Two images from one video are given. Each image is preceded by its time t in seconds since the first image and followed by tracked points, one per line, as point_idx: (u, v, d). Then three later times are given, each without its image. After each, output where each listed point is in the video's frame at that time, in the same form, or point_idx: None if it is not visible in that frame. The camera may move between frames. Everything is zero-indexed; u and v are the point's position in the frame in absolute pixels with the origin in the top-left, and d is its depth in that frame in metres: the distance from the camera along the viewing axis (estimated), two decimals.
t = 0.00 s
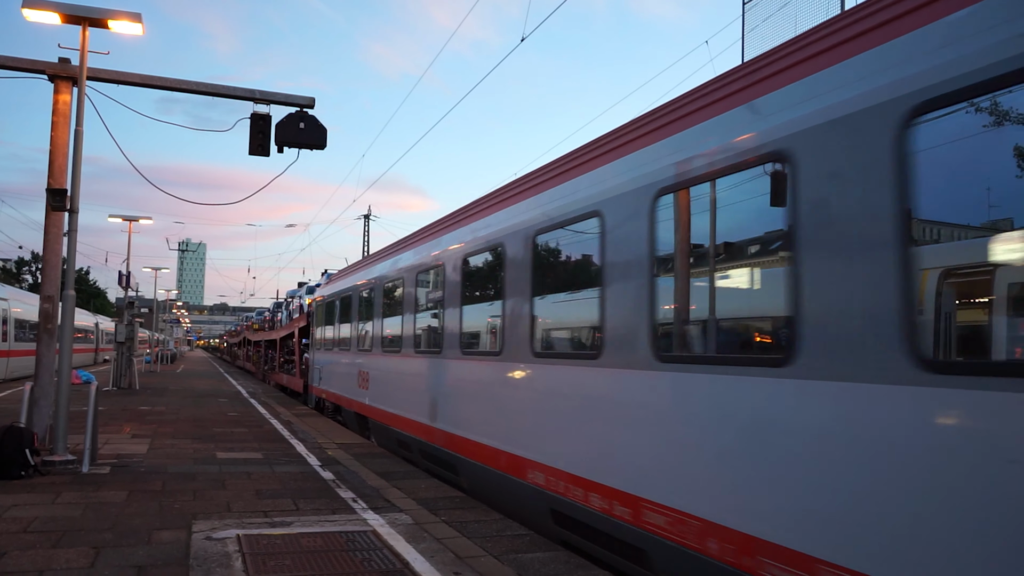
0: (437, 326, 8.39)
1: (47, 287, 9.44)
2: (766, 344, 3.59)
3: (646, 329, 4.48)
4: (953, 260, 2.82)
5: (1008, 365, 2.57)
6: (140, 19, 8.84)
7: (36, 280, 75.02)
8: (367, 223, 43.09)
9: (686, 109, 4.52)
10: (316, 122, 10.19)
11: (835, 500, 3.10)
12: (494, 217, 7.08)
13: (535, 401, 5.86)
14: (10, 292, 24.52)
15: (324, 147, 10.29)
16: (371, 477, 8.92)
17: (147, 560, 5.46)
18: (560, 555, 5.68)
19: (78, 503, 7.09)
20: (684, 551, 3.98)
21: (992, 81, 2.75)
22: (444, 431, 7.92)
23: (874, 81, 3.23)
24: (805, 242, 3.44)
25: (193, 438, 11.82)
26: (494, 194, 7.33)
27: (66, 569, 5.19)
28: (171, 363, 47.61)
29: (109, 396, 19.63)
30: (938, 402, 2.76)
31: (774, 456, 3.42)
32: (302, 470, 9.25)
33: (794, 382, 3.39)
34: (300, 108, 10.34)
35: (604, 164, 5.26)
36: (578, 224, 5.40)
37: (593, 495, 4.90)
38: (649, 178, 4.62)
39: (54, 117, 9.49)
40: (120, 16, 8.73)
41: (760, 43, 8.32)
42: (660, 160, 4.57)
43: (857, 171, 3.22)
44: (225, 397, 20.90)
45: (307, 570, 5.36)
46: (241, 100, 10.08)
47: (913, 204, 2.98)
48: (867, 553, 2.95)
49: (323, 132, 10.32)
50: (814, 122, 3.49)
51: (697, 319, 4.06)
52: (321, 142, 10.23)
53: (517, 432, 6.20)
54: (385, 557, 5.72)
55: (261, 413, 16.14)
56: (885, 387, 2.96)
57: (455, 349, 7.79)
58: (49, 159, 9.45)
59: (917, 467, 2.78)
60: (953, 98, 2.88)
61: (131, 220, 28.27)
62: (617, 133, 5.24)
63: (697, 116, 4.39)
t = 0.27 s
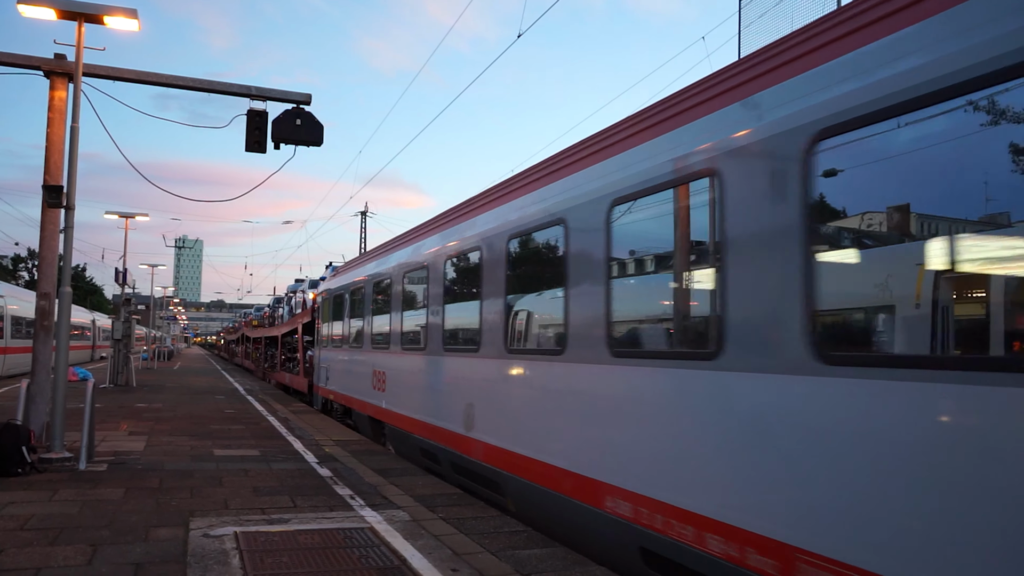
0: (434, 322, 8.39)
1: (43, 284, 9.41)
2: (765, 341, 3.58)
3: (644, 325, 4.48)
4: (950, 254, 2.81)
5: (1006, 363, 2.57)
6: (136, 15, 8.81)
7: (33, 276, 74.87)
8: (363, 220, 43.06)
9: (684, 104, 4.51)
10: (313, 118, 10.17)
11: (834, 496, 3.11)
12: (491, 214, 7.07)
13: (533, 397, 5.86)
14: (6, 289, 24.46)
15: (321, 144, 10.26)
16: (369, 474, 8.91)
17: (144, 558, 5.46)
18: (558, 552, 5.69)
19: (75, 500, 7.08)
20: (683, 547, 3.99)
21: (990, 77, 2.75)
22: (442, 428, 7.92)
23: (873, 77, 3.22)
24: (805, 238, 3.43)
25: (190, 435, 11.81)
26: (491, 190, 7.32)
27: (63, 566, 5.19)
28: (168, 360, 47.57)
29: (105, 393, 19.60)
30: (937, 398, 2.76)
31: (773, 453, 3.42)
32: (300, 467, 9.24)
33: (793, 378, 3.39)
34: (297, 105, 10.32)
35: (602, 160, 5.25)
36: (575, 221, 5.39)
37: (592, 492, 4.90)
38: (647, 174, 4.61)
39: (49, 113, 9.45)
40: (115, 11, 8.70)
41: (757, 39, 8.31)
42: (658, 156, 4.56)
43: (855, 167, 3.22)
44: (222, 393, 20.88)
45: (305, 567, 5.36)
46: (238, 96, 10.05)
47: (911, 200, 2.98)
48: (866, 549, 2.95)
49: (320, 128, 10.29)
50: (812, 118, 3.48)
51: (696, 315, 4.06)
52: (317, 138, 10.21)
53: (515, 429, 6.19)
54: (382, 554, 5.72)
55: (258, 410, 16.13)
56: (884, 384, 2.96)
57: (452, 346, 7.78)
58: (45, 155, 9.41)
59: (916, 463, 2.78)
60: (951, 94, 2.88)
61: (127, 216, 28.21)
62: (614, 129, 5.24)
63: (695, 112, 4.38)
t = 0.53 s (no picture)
0: (433, 322, 8.39)
1: (40, 285, 9.39)
2: (765, 340, 3.58)
3: (643, 325, 4.48)
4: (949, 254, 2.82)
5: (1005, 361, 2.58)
6: (132, 15, 8.80)
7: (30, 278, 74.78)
8: (361, 220, 43.08)
9: (682, 104, 4.51)
10: (310, 118, 10.16)
11: (835, 494, 3.11)
12: (489, 213, 7.07)
13: (532, 396, 5.86)
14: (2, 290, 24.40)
15: (318, 144, 10.26)
16: (367, 473, 8.92)
17: (143, 558, 5.46)
18: (557, 551, 5.69)
19: (73, 501, 7.08)
20: (683, 546, 4.00)
21: (989, 75, 2.75)
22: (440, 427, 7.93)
23: (870, 76, 3.23)
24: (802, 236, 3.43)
25: (188, 436, 11.80)
26: (488, 190, 7.33)
27: (61, 567, 5.19)
28: (165, 362, 47.74)
29: (102, 394, 19.59)
30: (936, 394, 2.76)
31: (774, 452, 3.42)
32: (298, 467, 9.24)
33: (791, 377, 3.39)
34: (294, 105, 10.31)
35: (599, 159, 5.25)
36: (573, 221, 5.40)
37: (592, 492, 4.90)
38: (643, 175, 4.62)
39: (46, 114, 9.44)
40: (111, 12, 8.69)
41: (754, 38, 8.31)
42: (655, 155, 4.56)
43: (853, 165, 3.21)
44: (220, 394, 20.88)
45: (303, 567, 5.36)
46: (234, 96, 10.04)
47: (910, 197, 2.98)
48: (867, 548, 2.96)
49: (317, 128, 10.29)
50: (810, 116, 3.48)
51: (692, 313, 4.07)
52: (314, 138, 10.20)
53: (513, 428, 6.21)
54: (381, 553, 5.73)
55: (256, 410, 16.12)
56: (884, 381, 2.96)
57: (450, 346, 7.79)
58: (42, 157, 9.40)
59: (916, 462, 2.78)
60: (950, 92, 2.87)
61: (125, 217, 28.17)
62: (611, 128, 5.24)
63: (691, 111, 4.38)
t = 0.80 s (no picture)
0: (431, 323, 8.39)
1: (37, 287, 9.37)
2: (763, 339, 3.58)
3: (641, 325, 4.49)
4: (946, 253, 2.82)
5: (1004, 360, 2.58)
6: (129, 17, 8.79)
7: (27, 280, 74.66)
8: (359, 221, 43.08)
9: (679, 104, 4.51)
10: (307, 119, 10.16)
11: (834, 493, 3.12)
12: (487, 214, 7.07)
13: (531, 397, 5.86)
14: None
15: (316, 145, 10.25)
16: (366, 475, 8.92)
17: (141, 561, 5.45)
18: (556, 552, 5.69)
19: (72, 504, 7.07)
20: (682, 547, 4.00)
21: (985, 74, 2.76)
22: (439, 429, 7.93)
23: (867, 75, 3.23)
24: (799, 235, 3.44)
25: (186, 438, 11.79)
26: (486, 191, 7.32)
27: (60, 570, 5.17)
28: (163, 364, 47.67)
29: (100, 396, 19.56)
30: (935, 393, 2.77)
31: (773, 452, 3.42)
32: (296, 469, 9.23)
33: (789, 377, 3.40)
34: (291, 106, 10.31)
35: (597, 160, 5.25)
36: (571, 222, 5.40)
37: (592, 493, 4.90)
38: (641, 176, 4.63)
39: (43, 116, 9.43)
40: (108, 14, 8.68)
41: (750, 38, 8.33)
42: (652, 156, 4.56)
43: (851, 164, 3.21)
44: (218, 396, 20.87)
45: (302, 569, 5.36)
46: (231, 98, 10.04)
47: (907, 196, 2.98)
48: (867, 547, 2.96)
49: (314, 130, 10.28)
50: (807, 116, 3.48)
51: (689, 313, 4.08)
52: (312, 139, 10.20)
53: (511, 429, 6.21)
54: (380, 555, 5.72)
55: (254, 412, 16.10)
56: (882, 381, 2.97)
57: (449, 346, 7.80)
58: (39, 159, 9.39)
59: (916, 460, 2.79)
60: (947, 91, 2.88)
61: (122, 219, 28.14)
62: (609, 129, 5.25)
63: (688, 112, 4.38)
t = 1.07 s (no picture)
0: (431, 325, 8.39)
1: (36, 291, 9.36)
2: (762, 340, 3.59)
3: (640, 326, 4.49)
4: (945, 253, 2.83)
5: (1002, 360, 2.59)
6: (127, 21, 8.79)
7: (26, 284, 74.62)
8: (358, 224, 43.09)
9: (677, 106, 4.52)
10: (306, 122, 10.16)
11: (834, 494, 3.12)
12: (486, 216, 7.07)
13: (530, 399, 5.86)
14: None
15: (314, 148, 10.26)
16: (365, 478, 8.91)
17: (141, 565, 5.44)
18: (556, 554, 5.69)
19: (71, 508, 7.06)
20: (683, 548, 4.00)
21: (982, 76, 2.77)
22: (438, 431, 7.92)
23: (865, 77, 3.24)
24: (798, 236, 3.45)
25: (185, 441, 11.78)
26: (484, 193, 7.33)
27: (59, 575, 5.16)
28: (161, 367, 47.61)
29: (99, 400, 19.54)
30: (934, 394, 2.77)
31: (773, 453, 3.42)
32: (296, 472, 9.23)
33: (789, 378, 3.40)
34: (290, 109, 10.31)
35: (595, 161, 5.26)
36: (570, 224, 5.41)
37: (592, 495, 4.89)
38: (639, 177, 4.63)
39: (41, 120, 9.42)
40: (106, 18, 8.68)
41: (748, 39, 8.34)
42: (651, 157, 4.57)
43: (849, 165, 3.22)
44: (217, 400, 20.86)
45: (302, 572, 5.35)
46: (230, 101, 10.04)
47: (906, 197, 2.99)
48: (867, 548, 2.96)
49: (313, 132, 10.29)
50: (805, 118, 3.49)
51: (688, 314, 4.08)
52: (310, 142, 10.20)
53: (511, 431, 6.21)
54: (379, 558, 5.72)
55: (253, 415, 16.09)
56: (882, 381, 2.97)
57: (447, 348, 7.80)
58: (37, 163, 9.39)
59: (916, 461, 2.79)
60: (945, 93, 2.89)
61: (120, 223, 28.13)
62: (607, 131, 5.25)
63: (687, 113, 4.39)
